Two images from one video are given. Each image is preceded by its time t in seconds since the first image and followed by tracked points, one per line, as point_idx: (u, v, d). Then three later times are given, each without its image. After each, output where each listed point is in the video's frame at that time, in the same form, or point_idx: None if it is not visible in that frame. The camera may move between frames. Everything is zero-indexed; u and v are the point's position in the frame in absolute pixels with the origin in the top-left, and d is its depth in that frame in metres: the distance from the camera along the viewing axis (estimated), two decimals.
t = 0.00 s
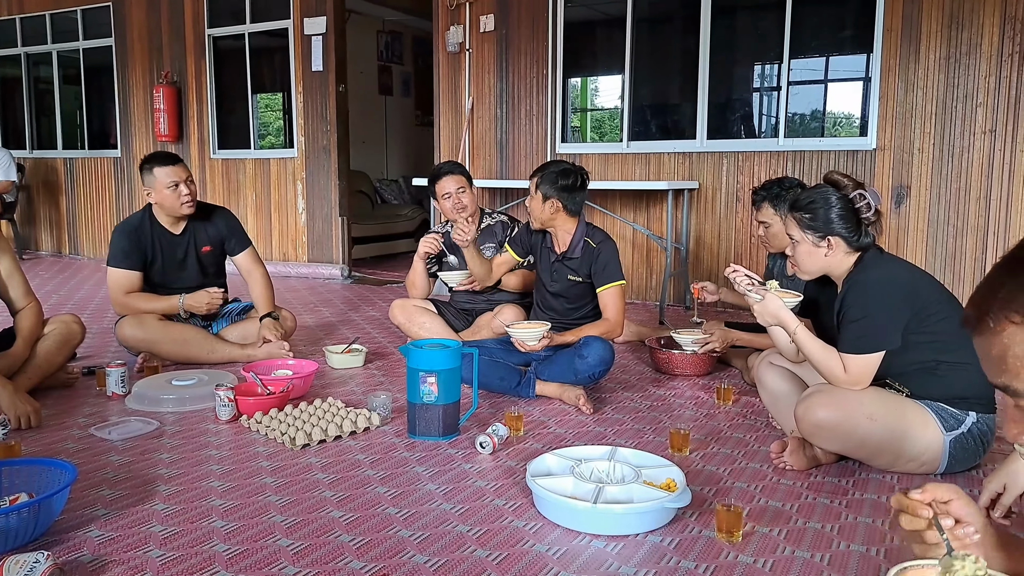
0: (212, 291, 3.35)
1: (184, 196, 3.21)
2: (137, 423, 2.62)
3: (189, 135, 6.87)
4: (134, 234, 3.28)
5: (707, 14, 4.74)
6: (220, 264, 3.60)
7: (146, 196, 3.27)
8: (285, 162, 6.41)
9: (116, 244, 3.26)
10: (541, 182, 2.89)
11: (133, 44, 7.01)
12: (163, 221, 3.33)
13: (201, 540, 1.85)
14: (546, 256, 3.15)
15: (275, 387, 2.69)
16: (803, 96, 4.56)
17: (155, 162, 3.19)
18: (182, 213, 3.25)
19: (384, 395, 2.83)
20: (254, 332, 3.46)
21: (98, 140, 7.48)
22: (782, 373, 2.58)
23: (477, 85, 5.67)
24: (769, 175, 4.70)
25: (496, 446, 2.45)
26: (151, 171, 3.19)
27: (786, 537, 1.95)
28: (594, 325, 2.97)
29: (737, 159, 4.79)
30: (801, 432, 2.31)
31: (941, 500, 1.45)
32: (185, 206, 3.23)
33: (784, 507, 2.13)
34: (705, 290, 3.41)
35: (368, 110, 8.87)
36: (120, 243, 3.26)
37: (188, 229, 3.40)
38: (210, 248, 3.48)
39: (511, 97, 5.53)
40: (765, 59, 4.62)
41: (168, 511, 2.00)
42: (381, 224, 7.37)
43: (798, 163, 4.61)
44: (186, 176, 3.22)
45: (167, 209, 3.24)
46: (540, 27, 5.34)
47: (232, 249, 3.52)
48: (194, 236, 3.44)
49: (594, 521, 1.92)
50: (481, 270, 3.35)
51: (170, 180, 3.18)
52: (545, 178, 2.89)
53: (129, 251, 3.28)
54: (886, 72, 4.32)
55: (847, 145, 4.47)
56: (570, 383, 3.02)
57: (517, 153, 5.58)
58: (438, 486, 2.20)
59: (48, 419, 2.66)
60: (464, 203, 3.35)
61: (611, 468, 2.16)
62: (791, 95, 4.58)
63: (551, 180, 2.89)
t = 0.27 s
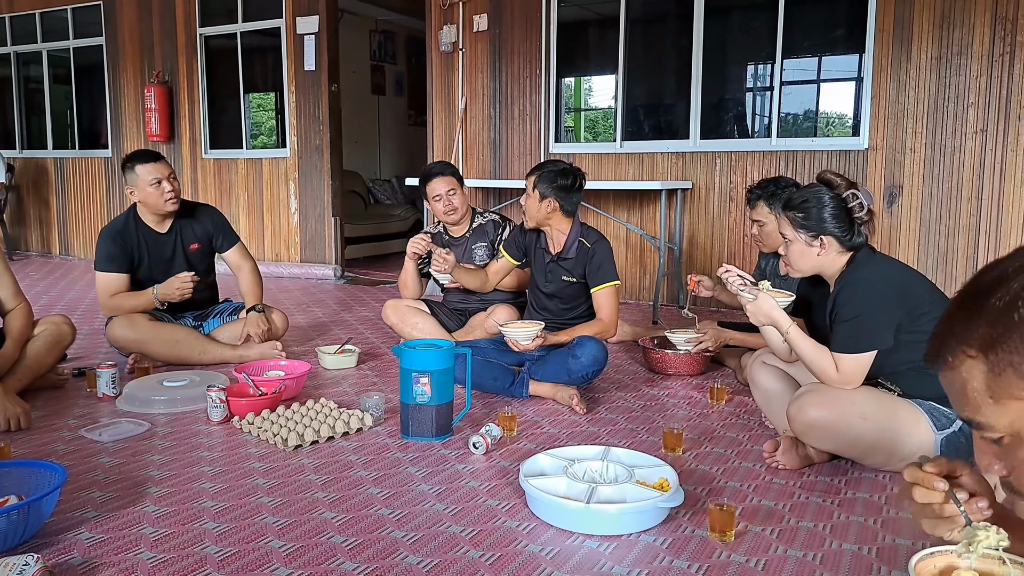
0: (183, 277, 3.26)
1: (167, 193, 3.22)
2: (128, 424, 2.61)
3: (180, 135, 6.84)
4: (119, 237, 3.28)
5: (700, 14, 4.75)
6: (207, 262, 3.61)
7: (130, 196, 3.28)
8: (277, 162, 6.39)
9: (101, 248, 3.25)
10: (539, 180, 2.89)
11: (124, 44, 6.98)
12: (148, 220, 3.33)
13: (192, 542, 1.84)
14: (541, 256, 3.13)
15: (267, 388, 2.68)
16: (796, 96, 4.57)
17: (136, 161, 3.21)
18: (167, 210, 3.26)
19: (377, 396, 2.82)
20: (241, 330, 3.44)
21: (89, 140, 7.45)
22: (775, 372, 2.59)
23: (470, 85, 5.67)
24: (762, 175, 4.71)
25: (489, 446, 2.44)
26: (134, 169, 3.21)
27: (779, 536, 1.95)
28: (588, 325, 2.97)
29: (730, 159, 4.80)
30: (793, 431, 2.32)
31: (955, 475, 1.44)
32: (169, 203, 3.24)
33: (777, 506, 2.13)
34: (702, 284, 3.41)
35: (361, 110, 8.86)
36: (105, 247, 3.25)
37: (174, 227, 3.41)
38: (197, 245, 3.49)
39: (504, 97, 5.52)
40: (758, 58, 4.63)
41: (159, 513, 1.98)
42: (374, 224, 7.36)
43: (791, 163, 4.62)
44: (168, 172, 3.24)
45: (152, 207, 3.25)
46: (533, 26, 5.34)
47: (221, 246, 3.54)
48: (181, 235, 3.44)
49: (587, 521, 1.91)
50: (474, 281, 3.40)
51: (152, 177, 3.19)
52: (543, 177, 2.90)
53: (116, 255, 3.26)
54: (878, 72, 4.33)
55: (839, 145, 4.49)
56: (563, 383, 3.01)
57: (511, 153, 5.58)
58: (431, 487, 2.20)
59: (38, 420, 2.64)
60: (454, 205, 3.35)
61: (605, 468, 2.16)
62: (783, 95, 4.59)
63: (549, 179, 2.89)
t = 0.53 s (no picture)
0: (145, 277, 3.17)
1: (157, 193, 3.22)
2: (119, 426, 2.60)
3: (171, 134, 6.81)
4: (107, 238, 3.26)
5: (693, 14, 4.76)
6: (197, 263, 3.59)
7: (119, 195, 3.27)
8: (269, 162, 6.37)
9: (89, 251, 3.22)
10: (538, 179, 2.88)
11: (115, 43, 6.95)
12: (138, 221, 3.32)
13: (183, 544, 1.83)
14: (535, 255, 3.13)
15: (258, 389, 2.67)
16: (788, 96, 4.58)
17: (126, 160, 3.19)
18: (156, 209, 3.26)
19: (370, 397, 2.82)
20: (232, 334, 3.43)
21: (79, 139, 7.41)
22: (767, 372, 2.60)
23: (463, 85, 5.66)
24: (754, 174, 4.72)
25: (482, 446, 2.44)
26: (123, 169, 3.19)
27: (771, 536, 1.96)
28: (581, 325, 2.97)
29: (723, 158, 4.81)
30: (786, 430, 2.32)
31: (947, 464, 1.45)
32: (159, 203, 3.24)
33: (769, 505, 2.14)
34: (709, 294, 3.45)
35: (353, 110, 8.84)
36: (93, 250, 3.22)
37: (164, 227, 3.40)
38: (187, 246, 3.47)
39: (496, 96, 5.52)
40: (751, 58, 4.63)
41: (150, 515, 1.98)
42: (367, 224, 7.34)
43: (783, 163, 4.64)
44: (157, 172, 3.23)
45: (141, 207, 3.24)
46: (526, 26, 5.34)
47: (210, 246, 3.53)
48: (170, 235, 3.43)
49: (579, 521, 1.91)
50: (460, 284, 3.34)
51: (142, 177, 3.18)
52: (542, 175, 2.89)
53: (103, 259, 3.24)
54: (870, 72, 4.35)
55: (831, 144, 4.50)
56: (556, 383, 3.01)
57: (503, 153, 5.57)
58: (424, 487, 2.19)
59: (28, 422, 2.63)
60: (440, 215, 3.37)
61: (598, 467, 2.16)
62: (776, 95, 4.60)
63: (548, 177, 2.89)
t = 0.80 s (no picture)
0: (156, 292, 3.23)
1: (147, 193, 3.21)
2: (109, 428, 2.58)
3: (162, 134, 6.78)
4: (96, 237, 3.25)
5: (685, 14, 4.76)
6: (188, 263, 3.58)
7: (109, 195, 3.26)
8: (261, 161, 6.35)
9: (77, 249, 3.21)
10: (548, 178, 2.89)
11: (105, 42, 6.91)
12: (128, 220, 3.31)
13: (174, 546, 1.82)
14: (534, 254, 3.13)
15: (249, 391, 2.66)
16: (781, 96, 4.59)
17: (116, 159, 3.18)
18: (146, 210, 3.25)
19: (362, 397, 2.81)
20: (229, 333, 3.46)
21: (69, 139, 7.37)
22: (760, 371, 2.60)
23: (455, 84, 5.66)
24: (747, 174, 4.73)
25: (475, 447, 2.43)
26: (113, 168, 3.18)
27: (762, 535, 1.96)
28: (574, 325, 2.97)
29: (716, 158, 4.82)
30: (778, 429, 2.33)
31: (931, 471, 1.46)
32: (149, 203, 3.23)
33: (761, 504, 2.14)
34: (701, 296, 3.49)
35: (346, 109, 8.82)
36: (81, 247, 3.22)
37: (154, 227, 3.38)
38: (177, 246, 3.46)
39: (489, 96, 5.52)
40: (744, 58, 4.64)
41: (141, 516, 1.97)
42: (360, 224, 7.33)
43: (775, 162, 4.65)
44: (149, 172, 3.22)
45: (131, 207, 3.23)
46: (519, 26, 5.34)
47: (200, 247, 3.51)
48: (160, 236, 3.41)
49: (571, 521, 1.91)
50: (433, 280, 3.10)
51: (133, 177, 3.17)
52: (552, 174, 2.90)
53: (92, 256, 3.23)
54: (861, 72, 4.36)
55: (824, 144, 4.51)
56: (549, 383, 3.01)
57: (496, 152, 5.57)
58: (416, 488, 2.19)
59: (18, 424, 2.61)
60: (432, 215, 3.36)
61: (590, 467, 2.16)
62: (768, 95, 4.61)
63: (557, 176, 2.90)
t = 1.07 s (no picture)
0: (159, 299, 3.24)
1: (143, 193, 3.19)
2: (99, 429, 2.57)
3: (153, 133, 6.75)
4: (89, 234, 3.24)
5: (677, 13, 4.77)
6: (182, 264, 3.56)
7: (104, 194, 3.24)
8: (252, 161, 6.33)
9: (71, 246, 3.21)
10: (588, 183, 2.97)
11: (95, 41, 6.88)
12: (123, 219, 3.30)
13: (164, 548, 1.81)
14: (533, 254, 3.10)
15: (240, 392, 2.65)
16: (772, 95, 4.60)
17: (113, 158, 3.16)
18: (141, 209, 3.23)
19: (354, 398, 2.80)
20: (224, 333, 3.49)
21: (59, 139, 7.33)
22: (753, 370, 2.61)
23: (447, 84, 5.65)
24: (739, 173, 4.75)
25: (467, 447, 2.43)
26: (110, 167, 3.16)
27: (754, 534, 1.96)
28: (567, 325, 2.98)
29: (708, 158, 4.83)
30: (771, 429, 2.33)
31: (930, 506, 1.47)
32: (144, 203, 3.21)
33: (753, 503, 2.14)
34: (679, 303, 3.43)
35: (338, 109, 8.80)
36: (75, 244, 3.21)
37: (148, 226, 3.36)
38: (171, 247, 3.44)
39: (481, 96, 5.51)
40: (735, 58, 4.65)
41: (131, 519, 1.95)
42: (352, 224, 7.31)
43: (767, 162, 4.66)
44: (145, 173, 3.20)
45: (126, 206, 3.21)
46: (511, 26, 5.33)
47: (192, 248, 3.48)
48: (154, 236, 3.39)
49: (564, 521, 1.91)
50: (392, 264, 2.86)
51: (129, 177, 3.15)
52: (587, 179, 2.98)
53: (85, 253, 3.23)
54: (852, 72, 4.38)
55: (815, 144, 4.52)
56: (542, 383, 3.01)
57: (488, 152, 5.57)
58: (409, 489, 2.18)
59: (7, 426, 2.60)
60: (424, 216, 3.35)
61: (582, 467, 2.16)
62: (760, 94, 4.62)
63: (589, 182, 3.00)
